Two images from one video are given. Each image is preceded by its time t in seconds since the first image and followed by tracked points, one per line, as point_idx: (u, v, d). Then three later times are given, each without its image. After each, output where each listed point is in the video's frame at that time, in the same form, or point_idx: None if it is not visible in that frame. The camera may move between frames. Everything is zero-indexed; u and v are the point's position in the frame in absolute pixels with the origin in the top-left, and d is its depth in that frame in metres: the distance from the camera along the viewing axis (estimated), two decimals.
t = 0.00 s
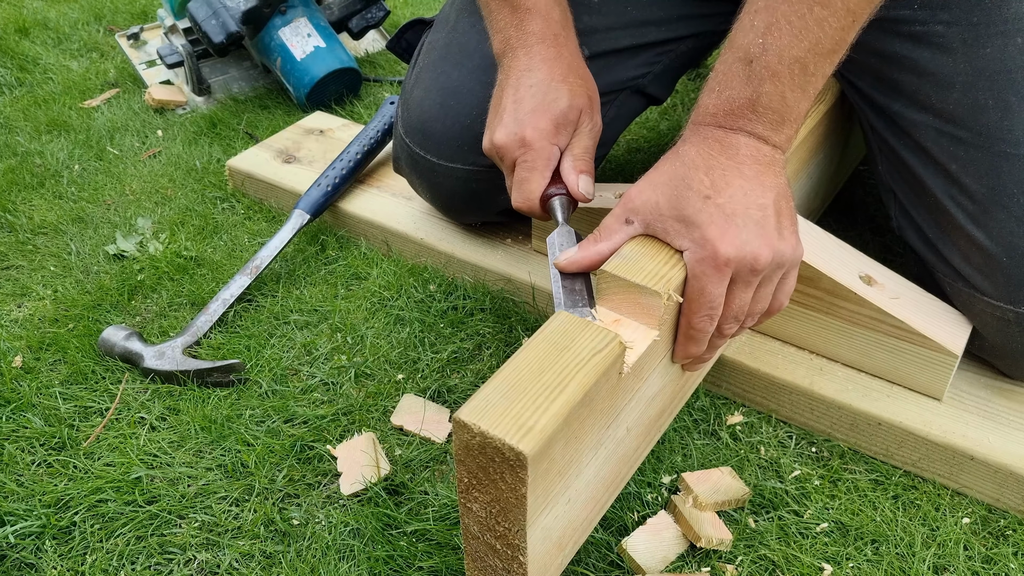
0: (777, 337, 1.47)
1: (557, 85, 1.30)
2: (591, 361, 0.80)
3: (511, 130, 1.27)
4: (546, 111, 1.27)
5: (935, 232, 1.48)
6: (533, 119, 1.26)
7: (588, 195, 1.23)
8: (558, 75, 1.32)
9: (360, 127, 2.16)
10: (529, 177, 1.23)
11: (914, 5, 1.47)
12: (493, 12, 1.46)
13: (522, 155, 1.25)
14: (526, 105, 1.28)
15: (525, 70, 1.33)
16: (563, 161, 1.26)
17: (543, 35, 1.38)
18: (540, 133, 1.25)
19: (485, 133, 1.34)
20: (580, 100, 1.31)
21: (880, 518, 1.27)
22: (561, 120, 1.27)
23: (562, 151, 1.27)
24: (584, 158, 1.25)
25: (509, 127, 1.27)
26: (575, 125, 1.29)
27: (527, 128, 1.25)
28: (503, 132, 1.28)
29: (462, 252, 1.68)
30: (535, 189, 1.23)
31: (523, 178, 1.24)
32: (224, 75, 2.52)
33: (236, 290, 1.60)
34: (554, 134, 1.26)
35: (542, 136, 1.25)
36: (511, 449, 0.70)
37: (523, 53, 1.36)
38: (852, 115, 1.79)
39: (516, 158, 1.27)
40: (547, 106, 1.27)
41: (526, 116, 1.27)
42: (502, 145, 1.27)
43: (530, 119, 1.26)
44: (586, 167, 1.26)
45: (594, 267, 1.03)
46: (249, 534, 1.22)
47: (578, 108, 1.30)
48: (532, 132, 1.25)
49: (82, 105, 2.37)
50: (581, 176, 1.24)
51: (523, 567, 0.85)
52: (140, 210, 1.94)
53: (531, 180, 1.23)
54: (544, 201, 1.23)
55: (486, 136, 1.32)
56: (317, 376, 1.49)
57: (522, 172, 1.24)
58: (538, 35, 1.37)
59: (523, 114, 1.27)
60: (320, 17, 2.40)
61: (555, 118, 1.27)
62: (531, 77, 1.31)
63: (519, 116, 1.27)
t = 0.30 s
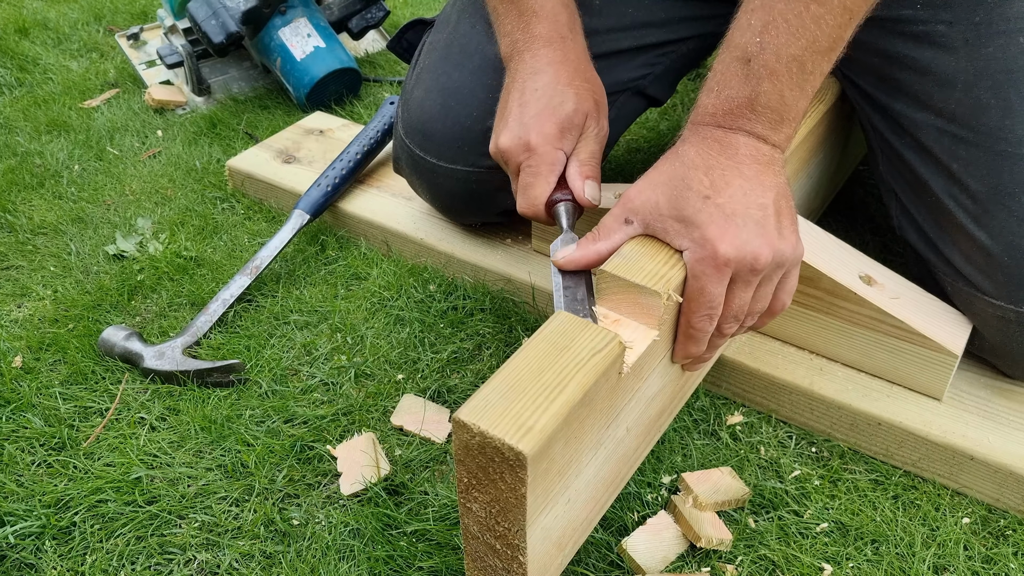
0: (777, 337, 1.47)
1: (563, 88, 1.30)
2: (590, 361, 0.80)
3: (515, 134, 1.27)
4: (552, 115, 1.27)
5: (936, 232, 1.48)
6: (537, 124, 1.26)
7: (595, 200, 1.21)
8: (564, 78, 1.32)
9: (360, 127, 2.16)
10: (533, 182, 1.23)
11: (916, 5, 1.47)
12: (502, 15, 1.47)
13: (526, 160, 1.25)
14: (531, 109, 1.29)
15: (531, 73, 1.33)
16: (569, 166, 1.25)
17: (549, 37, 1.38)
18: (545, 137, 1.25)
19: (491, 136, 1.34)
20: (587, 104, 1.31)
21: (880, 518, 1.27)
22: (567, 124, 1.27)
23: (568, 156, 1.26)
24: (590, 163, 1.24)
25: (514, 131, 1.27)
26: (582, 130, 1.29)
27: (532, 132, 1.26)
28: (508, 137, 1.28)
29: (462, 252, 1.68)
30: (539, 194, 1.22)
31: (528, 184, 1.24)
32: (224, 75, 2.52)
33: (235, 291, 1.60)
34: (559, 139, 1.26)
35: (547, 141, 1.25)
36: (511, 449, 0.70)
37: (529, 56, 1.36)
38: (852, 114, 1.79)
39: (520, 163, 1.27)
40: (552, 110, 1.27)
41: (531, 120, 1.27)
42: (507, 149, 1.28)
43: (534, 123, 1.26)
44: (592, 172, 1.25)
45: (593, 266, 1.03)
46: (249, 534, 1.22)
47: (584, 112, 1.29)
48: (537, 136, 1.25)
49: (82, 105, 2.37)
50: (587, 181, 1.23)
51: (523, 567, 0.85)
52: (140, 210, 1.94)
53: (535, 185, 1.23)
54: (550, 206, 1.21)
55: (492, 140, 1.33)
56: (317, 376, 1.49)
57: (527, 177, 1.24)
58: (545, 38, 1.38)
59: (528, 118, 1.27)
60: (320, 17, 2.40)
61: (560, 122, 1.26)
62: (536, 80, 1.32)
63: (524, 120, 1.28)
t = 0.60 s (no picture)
0: (777, 337, 1.47)
1: (561, 95, 1.29)
2: (591, 361, 0.80)
3: (513, 142, 1.26)
4: (550, 122, 1.26)
5: (936, 232, 1.48)
6: (535, 131, 1.25)
7: (592, 210, 1.21)
8: (563, 84, 1.31)
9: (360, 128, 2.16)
10: (531, 191, 1.23)
11: (915, 5, 1.46)
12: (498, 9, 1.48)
13: (524, 168, 1.25)
14: (530, 116, 1.28)
15: (529, 78, 1.33)
16: (567, 174, 1.25)
17: (547, 34, 1.38)
18: (542, 145, 1.24)
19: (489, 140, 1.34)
20: (584, 111, 1.30)
21: (880, 518, 1.27)
22: (565, 132, 1.26)
23: (566, 164, 1.26)
24: (588, 171, 1.24)
25: (511, 138, 1.27)
26: (579, 137, 1.29)
27: (530, 140, 1.25)
28: (505, 144, 1.27)
29: (462, 253, 1.68)
30: (537, 203, 1.22)
31: (525, 192, 1.23)
32: (223, 76, 2.52)
33: (235, 291, 1.60)
34: (557, 147, 1.25)
35: (544, 149, 1.24)
36: (511, 449, 0.70)
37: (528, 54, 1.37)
38: (852, 114, 1.79)
39: (518, 171, 1.26)
40: (551, 118, 1.27)
41: (528, 127, 1.26)
42: (504, 157, 1.27)
43: (532, 130, 1.26)
44: (590, 180, 1.25)
45: (595, 266, 1.03)
46: (249, 534, 1.22)
47: (582, 119, 1.29)
48: (534, 144, 1.24)
49: (82, 106, 2.37)
50: (585, 191, 1.22)
51: (523, 567, 0.85)
52: (140, 210, 1.94)
53: (533, 194, 1.22)
54: (547, 215, 1.21)
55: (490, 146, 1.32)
56: (317, 376, 1.49)
57: (524, 185, 1.24)
58: (543, 35, 1.38)
59: (526, 126, 1.27)
60: (320, 18, 2.41)
61: (558, 129, 1.26)
62: (535, 85, 1.31)
63: (522, 127, 1.27)
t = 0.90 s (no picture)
0: (777, 337, 1.46)
1: (565, 91, 1.29)
2: (591, 361, 0.80)
3: (516, 139, 1.27)
4: (553, 119, 1.26)
5: (936, 232, 1.48)
6: (538, 127, 1.25)
7: (597, 206, 1.20)
8: (566, 80, 1.31)
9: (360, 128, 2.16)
10: (534, 188, 1.23)
11: (916, 5, 1.46)
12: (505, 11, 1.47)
13: (527, 165, 1.25)
14: (533, 113, 1.28)
15: (533, 73, 1.33)
16: (571, 171, 1.24)
17: (552, 36, 1.37)
18: (546, 142, 1.24)
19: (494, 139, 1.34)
20: (589, 106, 1.29)
21: (880, 518, 1.27)
22: (568, 128, 1.26)
23: (570, 161, 1.26)
24: (593, 167, 1.23)
25: (515, 136, 1.27)
26: (584, 133, 1.28)
27: (532, 137, 1.25)
28: (509, 141, 1.28)
29: (462, 253, 1.68)
30: (540, 199, 1.22)
31: (529, 189, 1.25)
32: (223, 76, 2.52)
33: (235, 291, 1.60)
34: (561, 143, 1.25)
35: (548, 145, 1.24)
36: (511, 449, 0.70)
37: (531, 56, 1.36)
38: (852, 114, 1.79)
39: (522, 168, 1.27)
40: (554, 114, 1.26)
41: (532, 124, 1.26)
42: (508, 154, 1.28)
43: (535, 127, 1.26)
44: (595, 176, 1.24)
45: (595, 265, 1.03)
46: (249, 535, 1.22)
47: (586, 114, 1.28)
48: (537, 142, 1.24)
49: (81, 106, 2.37)
50: (590, 186, 1.21)
51: (523, 567, 0.85)
52: (140, 211, 1.94)
53: (536, 191, 1.23)
54: (551, 211, 1.22)
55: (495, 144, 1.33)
56: (317, 376, 1.49)
57: (528, 183, 1.24)
58: (548, 36, 1.37)
59: (529, 123, 1.27)
60: (320, 18, 2.40)
61: (562, 125, 1.25)
62: (540, 81, 1.31)
63: (525, 124, 1.27)
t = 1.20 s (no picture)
0: (777, 337, 1.46)
1: (564, 92, 1.29)
2: (591, 361, 0.80)
3: (515, 140, 1.27)
4: (552, 120, 1.26)
5: (936, 232, 1.48)
6: (537, 128, 1.25)
7: (596, 207, 1.20)
8: (565, 82, 1.31)
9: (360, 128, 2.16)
10: (533, 189, 1.23)
11: (916, 5, 1.47)
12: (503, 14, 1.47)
13: (526, 166, 1.25)
14: (532, 114, 1.28)
15: (532, 76, 1.33)
16: (570, 172, 1.24)
17: (551, 41, 1.37)
18: (545, 143, 1.24)
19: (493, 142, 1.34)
20: (587, 108, 1.30)
21: (880, 518, 1.27)
22: (567, 129, 1.26)
23: (569, 162, 1.26)
24: (592, 168, 1.24)
25: (514, 136, 1.27)
26: (583, 134, 1.28)
27: (531, 138, 1.25)
28: (508, 142, 1.27)
29: (462, 253, 1.68)
30: (540, 200, 1.22)
31: (528, 190, 1.24)
32: (223, 76, 2.52)
33: (235, 291, 1.60)
34: (559, 144, 1.25)
35: (547, 146, 1.24)
36: (511, 449, 0.70)
37: (529, 60, 1.36)
38: (852, 114, 1.79)
39: (521, 169, 1.26)
40: (553, 115, 1.27)
41: (530, 125, 1.26)
42: (507, 156, 1.27)
43: (534, 128, 1.26)
44: (594, 177, 1.24)
45: (594, 266, 1.03)
46: (249, 535, 1.22)
47: (584, 116, 1.29)
48: (536, 142, 1.24)
49: (81, 106, 2.37)
50: (590, 187, 1.22)
51: (523, 567, 0.85)
52: (140, 211, 1.94)
53: (536, 192, 1.22)
54: (550, 212, 1.21)
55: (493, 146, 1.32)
56: (317, 377, 1.49)
57: (527, 183, 1.24)
58: (547, 41, 1.37)
59: (528, 124, 1.27)
60: (320, 18, 2.40)
61: (561, 127, 1.26)
62: (539, 84, 1.31)
63: (524, 125, 1.27)
